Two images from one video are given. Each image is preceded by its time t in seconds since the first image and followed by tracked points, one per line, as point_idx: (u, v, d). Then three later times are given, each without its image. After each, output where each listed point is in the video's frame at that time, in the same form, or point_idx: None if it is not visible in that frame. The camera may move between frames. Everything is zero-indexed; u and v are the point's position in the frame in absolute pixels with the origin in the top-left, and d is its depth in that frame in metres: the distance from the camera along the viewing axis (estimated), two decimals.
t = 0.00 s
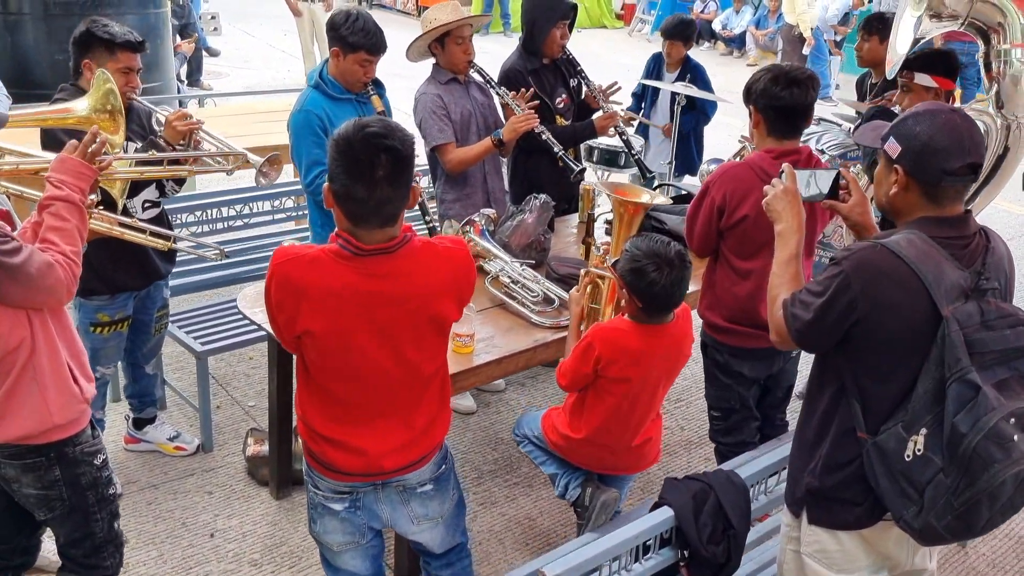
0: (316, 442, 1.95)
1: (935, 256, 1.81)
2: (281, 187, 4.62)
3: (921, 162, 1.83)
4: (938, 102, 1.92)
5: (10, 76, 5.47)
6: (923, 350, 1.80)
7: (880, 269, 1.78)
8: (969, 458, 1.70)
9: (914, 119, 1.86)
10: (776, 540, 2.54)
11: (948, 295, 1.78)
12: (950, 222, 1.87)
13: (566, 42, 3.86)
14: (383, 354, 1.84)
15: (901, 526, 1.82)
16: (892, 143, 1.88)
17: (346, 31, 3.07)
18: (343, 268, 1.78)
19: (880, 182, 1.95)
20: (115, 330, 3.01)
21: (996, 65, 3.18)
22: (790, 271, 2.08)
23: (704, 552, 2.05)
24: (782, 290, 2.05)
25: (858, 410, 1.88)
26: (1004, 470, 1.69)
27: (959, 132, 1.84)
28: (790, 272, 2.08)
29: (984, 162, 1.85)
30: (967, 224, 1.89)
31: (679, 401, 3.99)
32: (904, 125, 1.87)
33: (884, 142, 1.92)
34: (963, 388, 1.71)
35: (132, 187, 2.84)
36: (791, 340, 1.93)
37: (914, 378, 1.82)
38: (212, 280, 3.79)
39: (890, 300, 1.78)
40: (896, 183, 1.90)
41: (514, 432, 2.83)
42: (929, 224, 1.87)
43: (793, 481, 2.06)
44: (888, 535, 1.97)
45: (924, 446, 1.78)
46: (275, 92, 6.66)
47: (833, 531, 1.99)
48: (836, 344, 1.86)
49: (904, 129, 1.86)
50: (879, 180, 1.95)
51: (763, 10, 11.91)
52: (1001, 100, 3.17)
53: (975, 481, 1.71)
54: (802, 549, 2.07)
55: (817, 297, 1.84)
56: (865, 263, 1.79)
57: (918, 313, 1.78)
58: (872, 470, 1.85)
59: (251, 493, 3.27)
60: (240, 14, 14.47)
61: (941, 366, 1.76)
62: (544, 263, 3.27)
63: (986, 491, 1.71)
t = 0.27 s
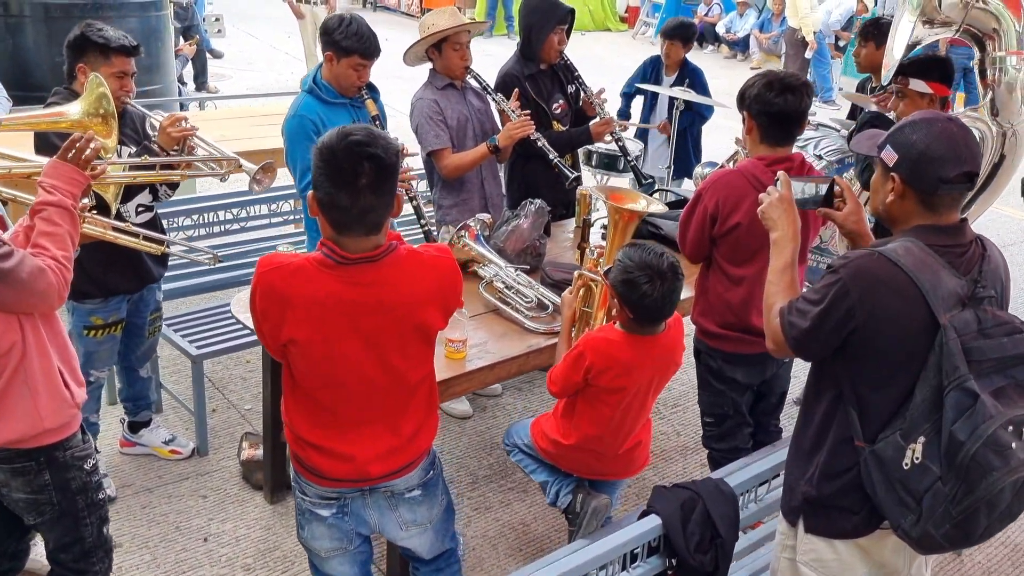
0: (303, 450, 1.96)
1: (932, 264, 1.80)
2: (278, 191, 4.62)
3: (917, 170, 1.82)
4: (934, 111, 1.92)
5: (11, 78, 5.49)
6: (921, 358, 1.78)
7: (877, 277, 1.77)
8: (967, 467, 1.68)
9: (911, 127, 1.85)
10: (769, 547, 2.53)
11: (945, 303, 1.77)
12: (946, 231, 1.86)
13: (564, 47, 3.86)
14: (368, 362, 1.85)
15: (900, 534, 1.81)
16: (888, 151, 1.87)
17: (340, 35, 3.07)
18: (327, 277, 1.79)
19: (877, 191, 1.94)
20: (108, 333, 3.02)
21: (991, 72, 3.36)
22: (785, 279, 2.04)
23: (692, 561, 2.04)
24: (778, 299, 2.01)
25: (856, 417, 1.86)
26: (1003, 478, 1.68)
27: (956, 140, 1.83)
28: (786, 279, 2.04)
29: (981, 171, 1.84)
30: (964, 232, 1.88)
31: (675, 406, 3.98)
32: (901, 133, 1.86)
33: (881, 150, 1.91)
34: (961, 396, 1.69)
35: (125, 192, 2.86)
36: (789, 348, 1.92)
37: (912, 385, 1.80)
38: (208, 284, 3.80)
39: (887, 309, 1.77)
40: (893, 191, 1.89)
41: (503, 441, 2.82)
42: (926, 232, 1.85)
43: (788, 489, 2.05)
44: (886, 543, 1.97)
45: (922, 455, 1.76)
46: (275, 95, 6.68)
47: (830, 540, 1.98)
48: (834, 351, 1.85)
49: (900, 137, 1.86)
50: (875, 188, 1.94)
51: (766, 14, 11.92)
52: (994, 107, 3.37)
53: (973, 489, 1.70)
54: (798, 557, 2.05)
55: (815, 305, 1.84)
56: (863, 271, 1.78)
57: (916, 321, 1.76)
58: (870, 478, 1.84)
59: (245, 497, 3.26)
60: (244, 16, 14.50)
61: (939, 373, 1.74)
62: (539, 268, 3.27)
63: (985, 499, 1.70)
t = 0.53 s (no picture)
0: (312, 451, 1.99)
1: (957, 272, 1.75)
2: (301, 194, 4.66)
3: (941, 178, 1.79)
4: (956, 118, 1.88)
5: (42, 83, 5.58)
6: (947, 366, 1.74)
7: (901, 285, 1.73)
8: (995, 476, 1.67)
9: (934, 134, 1.82)
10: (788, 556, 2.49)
11: (971, 311, 1.73)
12: (970, 238, 1.82)
13: (585, 50, 3.86)
14: (375, 361, 1.88)
15: (925, 545, 1.77)
16: (911, 158, 1.84)
17: (358, 39, 3.08)
18: (333, 273, 1.83)
19: (898, 199, 1.90)
20: (128, 334, 3.05)
21: (1015, 78, 3.25)
22: (806, 287, 1.99)
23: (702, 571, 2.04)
24: (799, 307, 1.96)
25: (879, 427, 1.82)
26: None
27: (980, 147, 1.80)
28: (806, 288, 1.99)
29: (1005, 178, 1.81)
30: (987, 240, 1.84)
31: (695, 412, 3.94)
32: (924, 140, 1.83)
33: (902, 157, 1.88)
34: (989, 405, 1.66)
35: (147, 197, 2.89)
36: (811, 357, 1.87)
37: (938, 394, 1.76)
38: (230, 287, 3.85)
39: (911, 318, 1.73)
40: (916, 199, 1.85)
41: (519, 447, 2.80)
42: (950, 240, 1.81)
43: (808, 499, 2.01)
44: (909, 554, 1.92)
45: (949, 465, 1.72)
46: (301, 98, 6.72)
47: (851, 550, 1.93)
48: (857, 359, 1.81)
49: (922, 144, 1.83)
50: (897, 197, 1.91)
51: (796, 17, 11.83)
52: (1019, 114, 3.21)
53: (1002, 499, 1.68)
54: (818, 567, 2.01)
55: (837, 314, 1.79)
56: (887, 279, 1.74)
57: (941, 330, 1.72)
58: (895, 489, 1.80)
59: (263, 498, 3.28)
60: (275, 20, 14.63)
61: (966, 383, 1.70)
62: (557, 273, 3.26)
63: (1014, 508, 1.68)
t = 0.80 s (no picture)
0: (332, 448, 2.00)
1: (998, 279, 1.71)
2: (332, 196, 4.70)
3: (981, 184, 1.74)
4: (996, 123, 1.84)
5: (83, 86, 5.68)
6: (988, 374, 1.70)
7: (938, 293, 1.70)
8: None
9: (972, 140, 1.77)
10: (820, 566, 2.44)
11: (1012, 319, 1.68)
12: (1010, 246, 1.77)
13: (613, 54, 3.86)
14: (396, 354, 1.89)
15: (965, 557, 1.71)
16: (949, 165, 1.80)
17: (381, 39, 3.11)
18: (354, 264, 1.85)
19: (935, 206, 1.86)
20: (163, 333, 3.08)
21: None
22: (840, 294, 1.95)
23: None
24: (834, 316, 1.92)
25: (917, 436, 1.78)
26: None
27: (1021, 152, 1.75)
28: (841, 295, 1.95)
29: None
30: None
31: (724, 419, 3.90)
32: (962, 146, 1.78)
33: (940, 164, 1.83)
34: None
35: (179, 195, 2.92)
36: (846, 366, 1.84)
37: (979, 403, 1.71)
38: (260, 288, 3.88)
39: (951, 326, 1.70)
40: (954, 206, 1.80)
41: (548, 450, 2.79)
42: (989, 247, 1.77)
43: (842, 508, 1.97)
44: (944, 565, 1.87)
45: (990, 476, 1.67)
46: (334, 101, 6.77)
47: (885, 561, 1.88)
48: (895, 367, 1.77)
49: (962, 150, 1.78)
50: (934, 203, 1.86)
51: (834, 20, 11.71)
52: None
53: None
54: None
55: (874, 322, 1.76)
56: (924, 287, 1.71)
57: (980, 338, 1.68)
58: (934, 500, 1.75)
59: (291, 498, 3.30)
60: (312, 23, 14.78)
61: (1007, 392, 1.65)
62: (584, 277, 3.25)
63: None
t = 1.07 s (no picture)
0: (363, 446, 2.00)
1: None
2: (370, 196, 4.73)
3: None
4: None
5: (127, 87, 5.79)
6: None
7: (990, 297, 1.66)
8: None
9: None
10: None
11: None
12: None
13: (648, 55, 3.85)
14: (426, 352, 1.90)
15: (1016, 567, 1.67)
16: (1000, 168, 1.75)
17: (421, 40, 3.12)
18: (387, 262, 1.87)
19: (985, 210, 1.81)
20: (200, 330, 3.13)
21: None
22: (885, 300, 1.90)
23: None
24: (878, 322, 1.87)
25: (966, 444, 1.74)
26: None
27: None
28: (886, 301, 1.90)
29: None
30: None
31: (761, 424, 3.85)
32: (1015, 148, 1.74)
33: (991, 168, 1.79)
34: None
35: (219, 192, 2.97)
36: (893, 374, 1.79)
37: None
38: (297, 286, 3.92)
39: (1005, 331, 1.65)
40: (1006, 210, 1.76)
41: (585, 450, 2.77)
42: None
43: (885, 515, 1.93)
44: None
45: None
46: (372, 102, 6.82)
47: (929, 570, 1.85)
48: (945, 373, 1.72)
49: (1013, 153, 1.73)
50: (983, 208, 1.82)
51: (878, 22, 11.55)
52: None
53: None
54: None
55: (922, 328, 1.71)
56: (977, 292, 1.66)
57: None
58: (983, 509, 1.71)
59: (325, 495, 3.32)
60: (353, 26, 14.91)
61: None
62: (619, 279, 3.22)
63: None
